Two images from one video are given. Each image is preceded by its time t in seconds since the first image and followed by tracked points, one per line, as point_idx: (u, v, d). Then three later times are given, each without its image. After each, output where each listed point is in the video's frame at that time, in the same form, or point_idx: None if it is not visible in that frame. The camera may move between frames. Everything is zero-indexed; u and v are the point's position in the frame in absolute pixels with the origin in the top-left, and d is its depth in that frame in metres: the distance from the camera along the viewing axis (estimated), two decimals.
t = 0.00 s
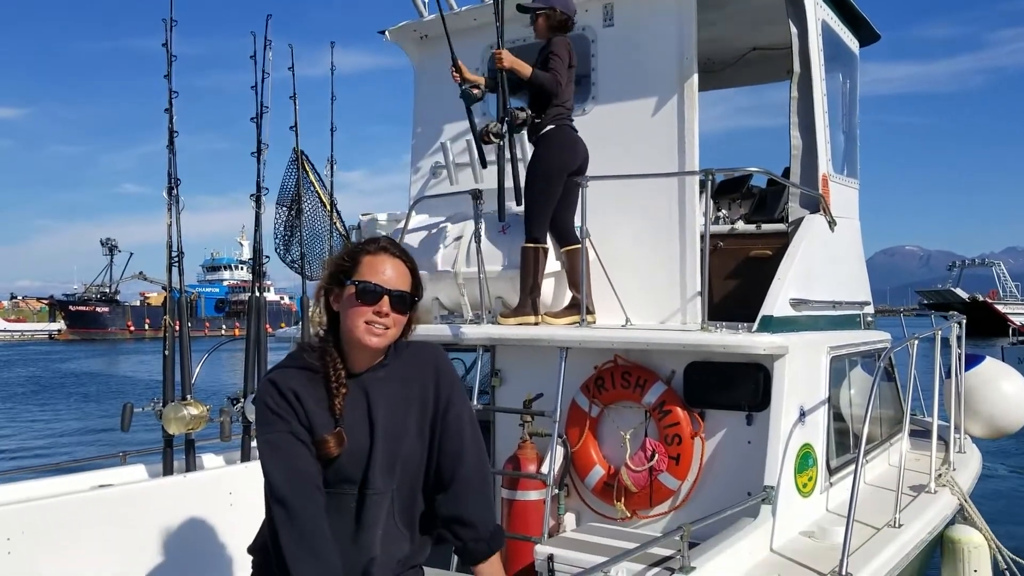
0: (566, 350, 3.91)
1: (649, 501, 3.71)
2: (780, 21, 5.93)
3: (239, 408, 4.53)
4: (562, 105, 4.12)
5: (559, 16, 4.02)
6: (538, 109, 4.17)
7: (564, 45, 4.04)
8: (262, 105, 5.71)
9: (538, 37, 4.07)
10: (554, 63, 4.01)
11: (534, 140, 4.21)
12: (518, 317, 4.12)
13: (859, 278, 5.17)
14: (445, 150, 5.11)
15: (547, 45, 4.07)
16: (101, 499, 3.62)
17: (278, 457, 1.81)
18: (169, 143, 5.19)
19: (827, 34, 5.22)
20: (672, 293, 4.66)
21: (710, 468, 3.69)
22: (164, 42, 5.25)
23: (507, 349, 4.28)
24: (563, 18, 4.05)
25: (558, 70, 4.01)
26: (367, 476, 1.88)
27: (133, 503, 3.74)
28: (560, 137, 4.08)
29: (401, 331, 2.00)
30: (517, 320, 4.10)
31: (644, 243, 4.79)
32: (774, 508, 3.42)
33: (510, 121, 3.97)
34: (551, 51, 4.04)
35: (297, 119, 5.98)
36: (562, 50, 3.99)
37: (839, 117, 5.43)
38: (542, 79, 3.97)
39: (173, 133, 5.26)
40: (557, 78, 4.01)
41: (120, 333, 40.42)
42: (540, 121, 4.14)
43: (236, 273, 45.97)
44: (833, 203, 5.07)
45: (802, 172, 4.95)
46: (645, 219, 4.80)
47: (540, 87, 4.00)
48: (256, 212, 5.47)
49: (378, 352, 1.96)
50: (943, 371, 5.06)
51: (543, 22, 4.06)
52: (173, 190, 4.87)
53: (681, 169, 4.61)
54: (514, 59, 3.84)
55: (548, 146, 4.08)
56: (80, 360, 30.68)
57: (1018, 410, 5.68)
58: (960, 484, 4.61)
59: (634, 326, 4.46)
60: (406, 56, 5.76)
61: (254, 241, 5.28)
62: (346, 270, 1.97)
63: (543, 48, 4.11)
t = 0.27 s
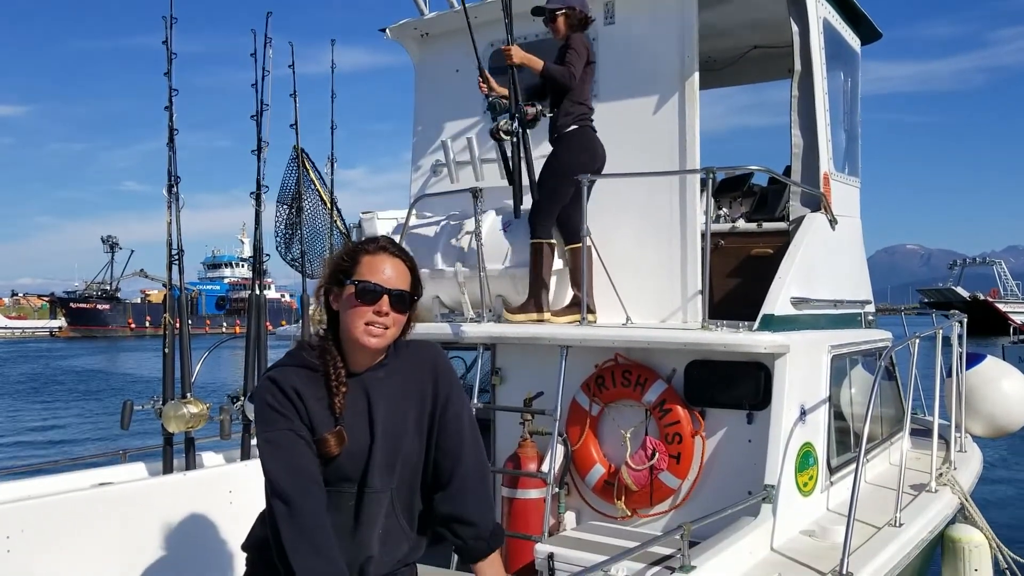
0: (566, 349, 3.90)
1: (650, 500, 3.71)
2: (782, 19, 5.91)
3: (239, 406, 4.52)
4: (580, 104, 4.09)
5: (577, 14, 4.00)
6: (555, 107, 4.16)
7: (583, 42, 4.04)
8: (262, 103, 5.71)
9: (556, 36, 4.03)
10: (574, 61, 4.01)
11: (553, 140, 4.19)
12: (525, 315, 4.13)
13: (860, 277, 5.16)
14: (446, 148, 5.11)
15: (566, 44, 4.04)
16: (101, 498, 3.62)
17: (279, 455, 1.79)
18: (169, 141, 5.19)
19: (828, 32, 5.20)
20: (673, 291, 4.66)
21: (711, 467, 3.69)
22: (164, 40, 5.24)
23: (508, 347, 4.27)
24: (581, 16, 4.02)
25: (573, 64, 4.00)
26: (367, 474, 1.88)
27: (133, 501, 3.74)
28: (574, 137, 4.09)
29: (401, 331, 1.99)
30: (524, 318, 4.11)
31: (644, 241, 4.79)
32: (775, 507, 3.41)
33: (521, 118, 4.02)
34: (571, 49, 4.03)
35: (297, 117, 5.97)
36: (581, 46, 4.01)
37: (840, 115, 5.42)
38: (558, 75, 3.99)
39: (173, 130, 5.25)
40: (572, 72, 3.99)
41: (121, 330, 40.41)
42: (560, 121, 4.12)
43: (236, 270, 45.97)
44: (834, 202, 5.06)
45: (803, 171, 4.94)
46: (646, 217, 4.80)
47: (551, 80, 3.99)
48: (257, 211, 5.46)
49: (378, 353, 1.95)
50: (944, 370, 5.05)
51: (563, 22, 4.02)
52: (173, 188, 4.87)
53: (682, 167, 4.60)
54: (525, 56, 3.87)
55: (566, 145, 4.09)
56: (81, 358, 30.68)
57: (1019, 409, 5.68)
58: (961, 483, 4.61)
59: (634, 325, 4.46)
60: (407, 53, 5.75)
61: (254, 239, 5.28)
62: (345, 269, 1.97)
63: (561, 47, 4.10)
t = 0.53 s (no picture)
0: (566, 350, 3.90)
1: (650, 501, 3.71)
2: (782, 20, 5.91)
3: (239, 407, 4.52)
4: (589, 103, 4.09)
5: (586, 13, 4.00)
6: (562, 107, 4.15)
7: (593, 40, 4.04)
8: (262, 104, 5.71)
9: (565, 35, 4.03)
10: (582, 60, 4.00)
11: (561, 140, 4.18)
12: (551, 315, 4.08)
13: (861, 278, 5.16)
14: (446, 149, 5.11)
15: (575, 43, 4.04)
16: (101, 499, 3.61)
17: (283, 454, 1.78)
18: (170, 142, 5.19)
19: (829, 33, 5.20)
20: (674, 292, 4.65)
21: (712, 468, 3.69)
22: (165, 41, 5.24)
23: (508, 348, 4.27)
24: (589, 15, 4.04)
25: (582, 63, 4.00)
26: (369, 474, 1.87)
27: (134, 503, 3.74)
28: (584, 137, 4.09)
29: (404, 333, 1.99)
30: (551, 317, 4.06)
31: (645, 243, 4.79)
32: (775, 509, 3.41)
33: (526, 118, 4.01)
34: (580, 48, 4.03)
35: (298, 118, 5.97)
36: (591, 45, 4.02)
37: (841, 116, 5.41)
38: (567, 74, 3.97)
39: (173, 132, 5.25)
40: (580, 70, 3.98)
41: (121, 331, 40.45)
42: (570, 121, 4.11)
43: (237, 271, 45.97)
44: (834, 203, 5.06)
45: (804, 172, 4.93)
46: (647, 218, 4.80)
47: (559, 79, 3.97)
48: (257, 212, 5.46)
49: (383, 355, 1.95)
50: (945, 372, 5.04)
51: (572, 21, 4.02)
52: (174, 189, 4.86)
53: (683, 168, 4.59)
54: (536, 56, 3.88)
55: (577, 146, 4.08)
56: (81, 358, 30.69)
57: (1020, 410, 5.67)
58: (961, 485, 4.60)
59: (634, 326, 4.46)
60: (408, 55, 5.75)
61: (254, 241, 5.28)
62: (347, 272, 1.96)
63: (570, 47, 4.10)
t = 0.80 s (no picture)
0: (567, 352, 3.90)
1: (651, 503, 3.70)
2: (783, 22, 5.91)
3: (239, 409, 4.52)
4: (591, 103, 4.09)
5: (588, 12, 3.99)
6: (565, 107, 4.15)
7: (596, 39, 4.02)
8: (264, 105, 5.72)
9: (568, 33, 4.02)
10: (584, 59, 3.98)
11: (562, 140, 4.18)
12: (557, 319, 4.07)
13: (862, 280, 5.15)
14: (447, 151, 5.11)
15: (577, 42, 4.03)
16: (101, 501, 3.62)
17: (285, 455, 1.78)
18: (171, 143, 5.19)
19: (830, 35, 5.20)
20: (674, 294, 4.65)
21: (712, 470, 3.68)
22: (166, 43, 5.25)
23: (509, 349, 4.27)
24: (592, 14, 4.01)
25: (584, 63, 3.97)
26: (371, 475, 1.87)
27: (134, 504, 3.74)
28: (590, 137, 4.11)
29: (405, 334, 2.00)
30: (561, 322, 4.04)
31: (646, 244, 4.79)
32: (776, 510, 3.41)
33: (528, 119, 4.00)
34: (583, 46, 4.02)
35: (299, 119, 5.98)
36: (595, 43, 4.00)
37: (842, 118, 5.41)
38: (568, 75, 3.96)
39: (174, 133, 5.25)
40: (583, 71, 3.96)
41: (121, 331, 40.45)
42: (572, 121, 4.10)
43: (237, 271, 45.98)
44: (835, 205, 5.06)
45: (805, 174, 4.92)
46: (648, 220, 4.80)
47: (562, 80, 3.96)
48: (258, 213, 5.47)
49: (382, 356, 1.95)
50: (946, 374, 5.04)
51: (574, 19, 4.02)
52: (175, 190, 4.87)
53: (683, 170, 4.59)
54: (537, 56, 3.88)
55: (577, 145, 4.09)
56: (81, 358, 30.70)
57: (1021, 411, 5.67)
58: (962, 486, 4.60)
59: (635, 327, 4.46)
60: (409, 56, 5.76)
61: (255, 242, 5.28)
62: (345, 273, 1.97)
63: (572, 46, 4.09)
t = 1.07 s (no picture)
0: (567, 352, 3.91)
1: (651, 503, 3.72)
2: (783, 23, 5.92)
3: (240, 409, 4.53)
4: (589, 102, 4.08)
5: (586, 10, 4.01)
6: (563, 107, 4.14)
7: (596, 37, 4.02)
8: (265, 106, 5.73)
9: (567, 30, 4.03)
10: (583, 59, 3.97)
11: (560, 139, 4.16)
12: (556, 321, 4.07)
13: (861, 281, 5.16)
14: (447, 152, 5.12)
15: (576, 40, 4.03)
16: (103, 501, 3.62)
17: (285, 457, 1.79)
18: (172, 144, 5.20)
19: (830, 36, 5.21)
20: (674, 294, 4.66)
21: (712, 470, 3.69)
22: (168, 44, 5.26)
23: (509, 350, 4.28)
24: (590, 12, 4.04)
25: (584, 64, 3.96)
26: (371, 475, 1.88)
27: (136, 504, 3.74)
28: (588, 137, 4.10)
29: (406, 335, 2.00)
30: (560, 323, 4.05)
31: (646, 244, 4.80)
32: (776, 511, 3.42)
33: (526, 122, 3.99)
34: (583, 44, 4.01)
35: (300, 120, 5.99)
36: (595, 42, 3.99)
37: (842, 119, 5.42)
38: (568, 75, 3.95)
39: (176, 134, 5.26)
40: (581, 73, 3.94)
41: (121, 332, 40.44)
42: (569, 121, 4.09)
43: (237, 272, 45.98)
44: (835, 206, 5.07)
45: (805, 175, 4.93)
46: (648, 221, 4.81)
47: (561, 80, 3.95)
48: (259, 214, 5.47)
49: (382, 357, 1.97)
50: (946, 375, 5.05)
51: (573, 17, 4.03)
52: (176, 191, 4.88)
53: (683, 171, 4.61)
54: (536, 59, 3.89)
55: (575, 143, 4.09)
56: (81, 359, 30.71)
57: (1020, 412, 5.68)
58: (961, 487, 4.61)
59: (635, 328, 4.47)
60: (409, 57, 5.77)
61: (256, 243, 5.29)
62: (346, 274, 1.98)
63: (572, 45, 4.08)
